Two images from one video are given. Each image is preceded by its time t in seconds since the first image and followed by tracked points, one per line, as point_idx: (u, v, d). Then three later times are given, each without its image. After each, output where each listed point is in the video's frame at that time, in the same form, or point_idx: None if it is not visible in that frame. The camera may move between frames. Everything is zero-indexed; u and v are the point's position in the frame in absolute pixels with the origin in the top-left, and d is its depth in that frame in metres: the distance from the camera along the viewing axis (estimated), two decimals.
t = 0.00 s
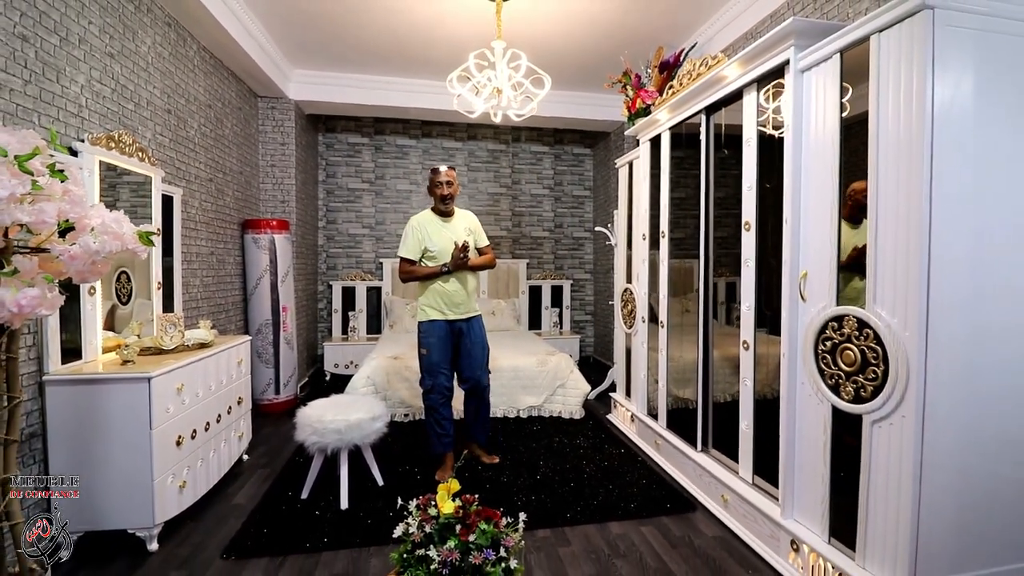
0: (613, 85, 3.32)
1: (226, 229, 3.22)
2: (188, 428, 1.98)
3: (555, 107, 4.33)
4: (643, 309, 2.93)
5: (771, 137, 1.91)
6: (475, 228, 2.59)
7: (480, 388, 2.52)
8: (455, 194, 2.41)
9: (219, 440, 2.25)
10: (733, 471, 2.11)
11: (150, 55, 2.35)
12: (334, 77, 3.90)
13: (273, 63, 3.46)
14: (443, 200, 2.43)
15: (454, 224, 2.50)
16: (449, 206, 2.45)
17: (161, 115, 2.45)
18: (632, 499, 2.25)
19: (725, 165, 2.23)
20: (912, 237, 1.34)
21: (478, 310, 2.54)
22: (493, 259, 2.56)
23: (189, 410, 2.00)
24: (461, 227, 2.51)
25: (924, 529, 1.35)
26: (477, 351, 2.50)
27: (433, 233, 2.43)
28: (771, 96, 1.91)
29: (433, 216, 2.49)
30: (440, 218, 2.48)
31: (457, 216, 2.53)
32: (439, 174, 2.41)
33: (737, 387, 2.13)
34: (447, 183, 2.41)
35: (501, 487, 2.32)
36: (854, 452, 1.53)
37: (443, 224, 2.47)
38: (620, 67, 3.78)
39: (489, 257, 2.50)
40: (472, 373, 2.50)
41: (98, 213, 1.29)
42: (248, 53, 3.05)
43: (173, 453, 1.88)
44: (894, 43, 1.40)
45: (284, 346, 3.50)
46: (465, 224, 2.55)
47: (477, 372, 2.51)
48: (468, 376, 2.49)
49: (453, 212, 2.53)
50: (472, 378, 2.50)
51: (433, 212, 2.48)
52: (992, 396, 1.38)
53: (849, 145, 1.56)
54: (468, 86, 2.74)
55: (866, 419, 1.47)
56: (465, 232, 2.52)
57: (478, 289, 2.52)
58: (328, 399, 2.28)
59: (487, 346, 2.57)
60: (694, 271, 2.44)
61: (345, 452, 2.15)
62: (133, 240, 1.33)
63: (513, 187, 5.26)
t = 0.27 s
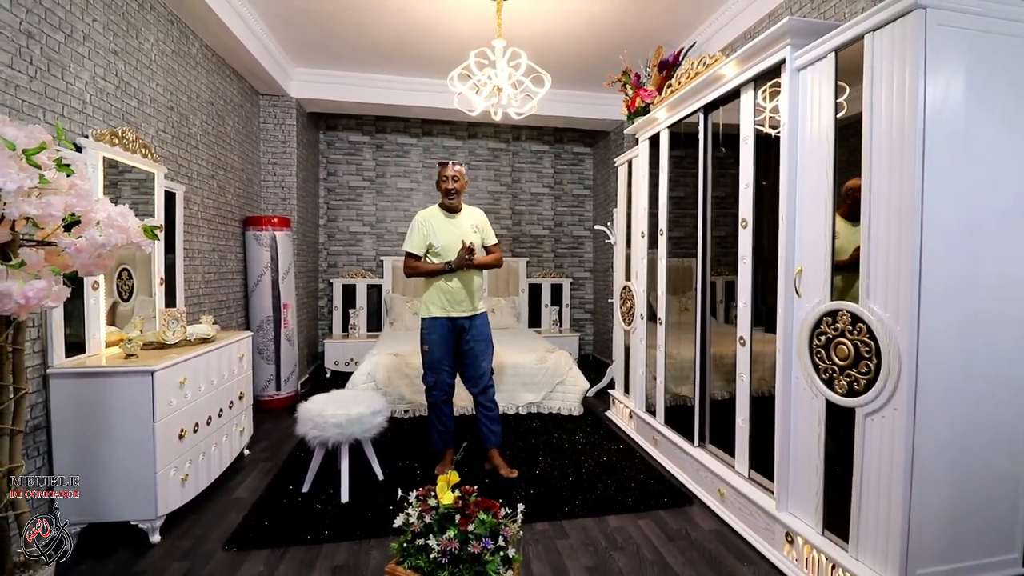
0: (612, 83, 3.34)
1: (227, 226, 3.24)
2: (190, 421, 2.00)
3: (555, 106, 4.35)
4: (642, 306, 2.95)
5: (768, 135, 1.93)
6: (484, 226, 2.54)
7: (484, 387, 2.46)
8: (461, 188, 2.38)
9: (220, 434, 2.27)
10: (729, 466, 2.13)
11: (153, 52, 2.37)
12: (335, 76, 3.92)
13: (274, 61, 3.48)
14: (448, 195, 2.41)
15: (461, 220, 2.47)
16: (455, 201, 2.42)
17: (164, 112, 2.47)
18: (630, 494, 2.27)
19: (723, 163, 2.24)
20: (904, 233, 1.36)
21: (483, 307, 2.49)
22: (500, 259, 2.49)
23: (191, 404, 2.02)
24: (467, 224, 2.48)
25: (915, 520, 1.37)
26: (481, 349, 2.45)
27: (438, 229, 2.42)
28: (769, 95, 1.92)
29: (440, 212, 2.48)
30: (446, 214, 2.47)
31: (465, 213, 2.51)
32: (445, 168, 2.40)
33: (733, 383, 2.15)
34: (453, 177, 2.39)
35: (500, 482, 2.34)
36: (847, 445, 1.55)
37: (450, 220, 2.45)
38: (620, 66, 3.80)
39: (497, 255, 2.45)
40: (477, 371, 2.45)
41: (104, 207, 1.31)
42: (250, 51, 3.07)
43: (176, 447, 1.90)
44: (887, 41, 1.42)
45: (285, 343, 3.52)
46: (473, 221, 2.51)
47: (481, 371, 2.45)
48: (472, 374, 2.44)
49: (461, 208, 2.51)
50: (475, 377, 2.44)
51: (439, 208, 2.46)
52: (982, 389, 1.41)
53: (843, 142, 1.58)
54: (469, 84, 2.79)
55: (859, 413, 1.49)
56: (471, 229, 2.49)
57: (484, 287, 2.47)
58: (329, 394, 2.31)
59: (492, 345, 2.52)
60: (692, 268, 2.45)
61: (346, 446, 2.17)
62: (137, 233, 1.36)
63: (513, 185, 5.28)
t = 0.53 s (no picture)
0: (610, 82, 3.36)
1: (226, 222, 3.25)
2: (190, 415, 2.02)
3: (554, 105, 4.37)
4: (639, 303, 2.97)
5: (763, 133, 1.95)
6: (498, 228, 2.44)
7: (489, 391, 2.33)
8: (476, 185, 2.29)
9: (219, 429, 2.28)
10: (724, 460, 2.16)
11: (153, 49, 2.38)
12: (334, 73, 3.93)
13: (274, 58, 3.49)
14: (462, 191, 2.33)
15: (474, 217, 2.38)
16: (468, 197, 2.34)
17: (164, 108, 2.48)
18: (626, 488, 2.29)
19: (719, 160, 2.27)
20: (896, 229, 1.38)
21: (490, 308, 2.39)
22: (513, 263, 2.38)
23: (191, 398, 2.03)
24: (480, 222, 2.39)
25: (907, 511, 1.40)
26: (486, 351, 2.33)
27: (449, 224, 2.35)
28: (765, 94, 1.93)
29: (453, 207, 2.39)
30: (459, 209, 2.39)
31: (479, 210, 2.41)
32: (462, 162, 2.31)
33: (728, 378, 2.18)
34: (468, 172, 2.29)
35: (498, 476, 2.36)
36: (841, 438, 1.57)
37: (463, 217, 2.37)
38: (618, 65, 3.82)
39: (509, 260, 2.35)
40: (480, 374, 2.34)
41: (106, 201, 1.32)
42: (249, 49, 3.08)
43: (176, 440, 1.91)
44: (880, 41, 1.44)
45: (283, 339, 3.54)
46: (486, 220, 2.41)
47: (484, 373, 2.33)
48: (475, 375, 2.35)
49: (475, 205, 2.42)
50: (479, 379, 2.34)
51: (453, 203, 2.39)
52: (974, 384, 1.43)
53: (837, 139, 1.60)
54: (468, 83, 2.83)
55: (852, 406, 1.52)
56: (483, 228, 2.39)
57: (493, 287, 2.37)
58: (328, 389, 2.32)
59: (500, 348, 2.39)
60: (688, 265, 2.48)
61: (345, 440, 2.19)
62: (139, 227, 1.37)
63: (511, 184, 5.30)
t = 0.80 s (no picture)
0: (610, 81, 3.38)
1: (228, 220, 3.26)
2: (192, 411, 2.03)
3: (553, 104, 4.39)
4: (638, 301, 2.99)
5: (761, 132, 1.97)
6: (520, 227, 2.44)
7: (501, 391, 2.33)
8: (501, 181, 2.30)
9: (221, 425, 2.30)
10: (722, 456, 2.18)
11: (156, 47, 2.40)
12: (335, 72, 3.95)
13: (275, 57, 3.51)
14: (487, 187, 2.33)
15: (497, 215, 2.39)
16: (493, 194, 2.34)
17: (166, 106, 2.50)
18: (625, 484, 2.31)
19: (718, 159, 2.28)
20: (891, 226, 1.40)
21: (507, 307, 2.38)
22: (534, 262, 2.37)
23: (193, 393, 2.05)
24: (503, 219, 2.39)
25: (902, 504, 1.41)
26: (501, 349, 2.33)
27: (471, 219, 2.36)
28: (764, 93, 1.95)
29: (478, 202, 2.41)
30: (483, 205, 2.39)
31: (503, 208, 2.42)
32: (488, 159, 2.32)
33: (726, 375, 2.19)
34: (494, 169, 2.30)
35: (498, 472, 2.38)
36: (837, 433, 1.59)
37: (487, 213, 2.38)
38: (617, 64, 3.84)
39: (530, 260, 2.35)
40: (494, 374, 2.33)
41: (111, 197, 1.34)
42: (251, 48, 3.10)
43: (178, 435, 1.93)
44: (876, 40, 1.46)
45: (284, 337, 3.55)
46: (508, 218, 2.42)
47: (500, 371, 2.32)
48: (490, 375, 2.34)
49: (500, 202, 2.43)
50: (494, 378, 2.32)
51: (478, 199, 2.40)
52: (968, 379, 1.45)
53: (833, 138, 1.62)
54: (469, 82, 2.83)
55: (848, 401, 1.53)
56: (506, 226, 2.40)
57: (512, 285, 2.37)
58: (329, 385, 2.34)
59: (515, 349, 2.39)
60: (687, 263, 2.49)
61: (346, 436, 2.20)
62: (144, 223, 1.39)
63: (511, 183, 5.31)
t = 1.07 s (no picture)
0: (608, 82, 3.40)
1: (228, 220, 3.29)
2: (195, 408, 2.06)
3: (552, 105, 4.42)
4: (636, 300, 3.02)
5: (756, 133, 2.00)
6: (534, 227, 2.47)
7: (506, 391, 2.37)
8: (516, 180, 2.32)
9: (223, 422, 2.32)
10: (718, 453, 2.21)
11: (158, 48, 2.42)
12: (335, 72, 3.97)
13: (275, 58, 3.53)
14: (504, 185, 2.36)
15: (512, 214, 2.41)
16: (509, 193, 2.37)
17: (168, 107, 2.52)
18: (622, 480, 2.34)
19: (714, 160, 2.31)
20: (882, 226, 1.44)
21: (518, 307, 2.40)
22: (548, 263, 2.40)
23: (196, 391, 2.08)
24: (517, 219, 2.42)
25: (891, 497, 1.45)
26: (507, 350, 2.37)
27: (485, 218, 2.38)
28: (760, 95, 1.98)
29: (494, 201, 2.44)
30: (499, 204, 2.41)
31: (518, 208, 2.45)
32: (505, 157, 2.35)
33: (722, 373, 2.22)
34: (511, 168, 2.33)
35: (497, 468, 2.40)
36: (829, 428, 1.62)
37: (502, 212, 2.40)
38: (615, 65, 3.87)
39: (543, 260, 2.37)
40: (500, 376, 2.38)
41: (118, 197, 1.37)
42: (252, 48, 3.13)
43: (181, 432, 1.95)
44: (867, 43, 1.49)
45: (284, 336, 3.58)
46: (522, 218, 2.44)
47: (505, 374, 2.36)
48: (494, 377, 2.38)
49: (515, 202, 2.45)
50: (498, 380, 2.37)
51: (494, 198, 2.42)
52: (956, 374, 1.48)
53: (826, 139, 1.65)
54: (468, 83, 2.86)
55: (839, 397, 1.57)
56: (520, 226, 2.43)
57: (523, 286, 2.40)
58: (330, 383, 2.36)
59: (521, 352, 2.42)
60: (684, 262, 2.52)
61: (347, 434, 2.23)
62: (150, 222, 1.41)
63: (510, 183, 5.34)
